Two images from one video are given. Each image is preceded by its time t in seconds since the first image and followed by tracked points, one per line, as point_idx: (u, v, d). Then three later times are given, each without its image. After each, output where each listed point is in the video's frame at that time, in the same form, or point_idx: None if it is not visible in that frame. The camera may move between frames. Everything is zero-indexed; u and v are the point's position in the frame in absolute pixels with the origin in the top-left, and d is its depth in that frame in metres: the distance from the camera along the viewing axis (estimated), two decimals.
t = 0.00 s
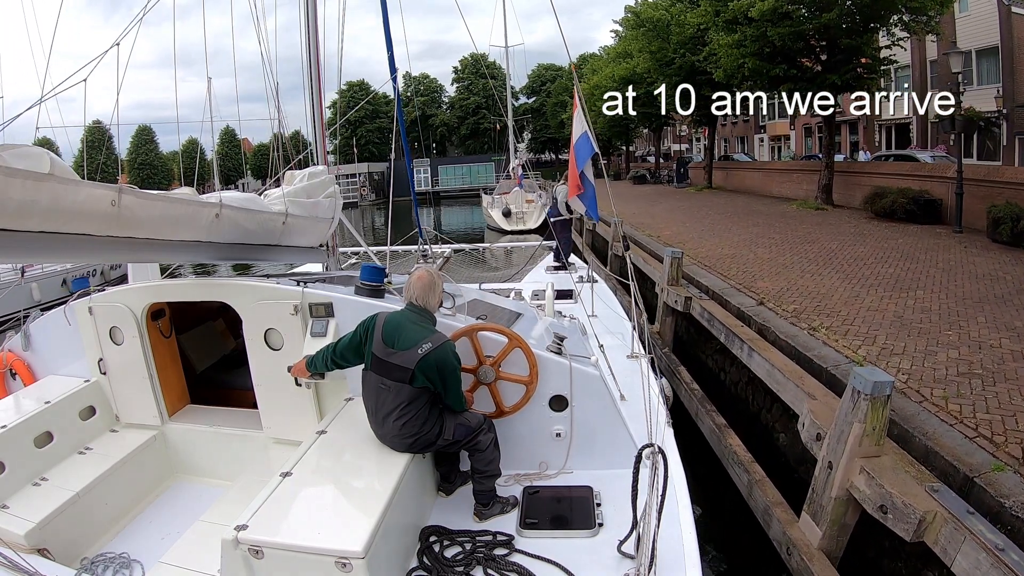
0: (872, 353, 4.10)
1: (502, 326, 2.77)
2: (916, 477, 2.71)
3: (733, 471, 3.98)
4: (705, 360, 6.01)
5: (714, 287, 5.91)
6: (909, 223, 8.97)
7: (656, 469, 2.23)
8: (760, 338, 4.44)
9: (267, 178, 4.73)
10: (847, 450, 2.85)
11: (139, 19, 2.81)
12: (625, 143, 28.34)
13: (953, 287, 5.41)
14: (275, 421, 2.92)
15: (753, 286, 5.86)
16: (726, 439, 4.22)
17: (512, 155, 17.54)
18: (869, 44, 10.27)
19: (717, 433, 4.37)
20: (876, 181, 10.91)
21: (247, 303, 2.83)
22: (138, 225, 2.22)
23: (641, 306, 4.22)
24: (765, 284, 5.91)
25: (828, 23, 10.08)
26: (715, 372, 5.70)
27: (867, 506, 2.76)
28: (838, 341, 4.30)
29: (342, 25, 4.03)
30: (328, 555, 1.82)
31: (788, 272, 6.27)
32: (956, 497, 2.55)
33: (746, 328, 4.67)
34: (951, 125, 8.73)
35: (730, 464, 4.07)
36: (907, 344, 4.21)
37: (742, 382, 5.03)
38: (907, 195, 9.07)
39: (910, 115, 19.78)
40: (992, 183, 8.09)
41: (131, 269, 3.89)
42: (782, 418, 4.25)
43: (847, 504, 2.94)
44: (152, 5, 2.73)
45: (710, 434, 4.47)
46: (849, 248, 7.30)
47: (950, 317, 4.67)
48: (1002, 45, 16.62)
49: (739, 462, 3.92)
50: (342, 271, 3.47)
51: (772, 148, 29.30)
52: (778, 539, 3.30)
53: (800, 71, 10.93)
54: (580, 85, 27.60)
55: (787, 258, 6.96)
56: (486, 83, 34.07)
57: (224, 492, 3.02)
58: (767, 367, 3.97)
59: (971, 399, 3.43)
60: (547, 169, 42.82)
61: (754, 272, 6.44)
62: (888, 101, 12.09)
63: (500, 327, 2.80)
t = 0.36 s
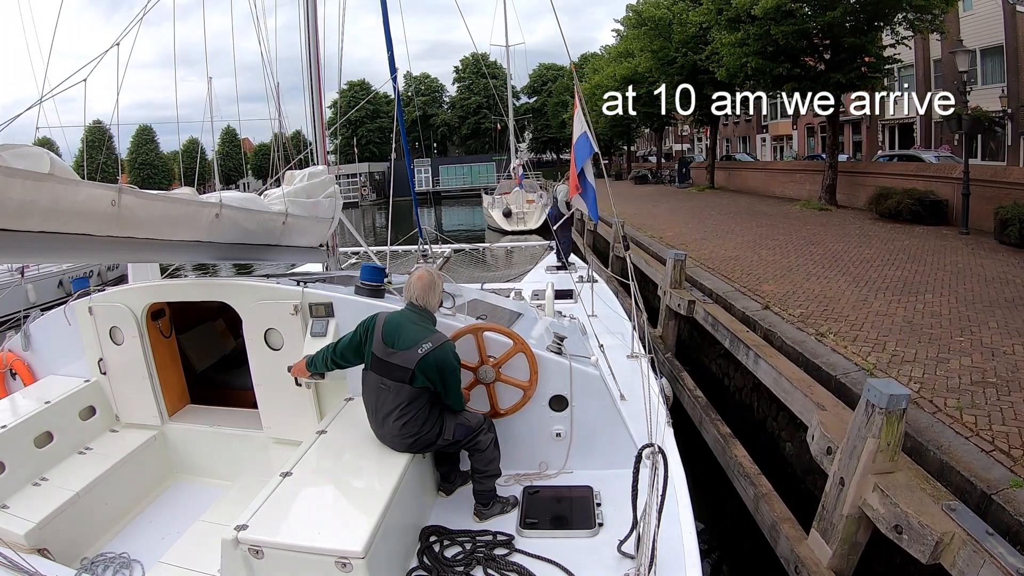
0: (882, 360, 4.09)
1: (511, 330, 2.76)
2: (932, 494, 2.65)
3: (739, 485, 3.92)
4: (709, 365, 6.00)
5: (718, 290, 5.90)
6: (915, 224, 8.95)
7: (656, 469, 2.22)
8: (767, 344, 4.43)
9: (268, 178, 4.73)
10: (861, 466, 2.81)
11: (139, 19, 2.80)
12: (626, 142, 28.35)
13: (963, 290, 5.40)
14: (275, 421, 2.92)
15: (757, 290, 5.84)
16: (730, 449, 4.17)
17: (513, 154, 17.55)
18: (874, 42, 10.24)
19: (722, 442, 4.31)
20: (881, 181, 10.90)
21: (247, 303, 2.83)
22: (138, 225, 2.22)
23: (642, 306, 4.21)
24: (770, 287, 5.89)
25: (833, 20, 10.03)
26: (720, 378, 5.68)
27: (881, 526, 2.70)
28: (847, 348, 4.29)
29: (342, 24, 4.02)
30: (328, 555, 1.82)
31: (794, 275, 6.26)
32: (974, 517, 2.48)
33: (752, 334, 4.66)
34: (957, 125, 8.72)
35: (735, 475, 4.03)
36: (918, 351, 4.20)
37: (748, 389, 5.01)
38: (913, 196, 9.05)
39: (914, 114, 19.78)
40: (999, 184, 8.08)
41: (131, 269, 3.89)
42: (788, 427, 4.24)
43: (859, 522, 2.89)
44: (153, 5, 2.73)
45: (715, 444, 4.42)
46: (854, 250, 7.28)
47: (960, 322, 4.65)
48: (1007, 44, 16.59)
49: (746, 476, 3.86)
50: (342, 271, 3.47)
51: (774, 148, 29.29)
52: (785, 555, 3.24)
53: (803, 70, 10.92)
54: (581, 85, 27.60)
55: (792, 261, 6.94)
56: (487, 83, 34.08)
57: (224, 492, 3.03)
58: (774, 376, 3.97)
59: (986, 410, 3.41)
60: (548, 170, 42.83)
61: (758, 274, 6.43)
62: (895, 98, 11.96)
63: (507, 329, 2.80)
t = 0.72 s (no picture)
0: (893, 368, 4.01)
1: (513, 331, 2.76)
2: (949, 514, 2.53)
3: (746, 500, 3.80)
4: (713, 370, 5.99)
5: (722, 294, 5.87)
6: (921, 225, 8.93)
7: (656, 469, 2.22)
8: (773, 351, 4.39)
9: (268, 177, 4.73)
10: (874, 484, 2.69)
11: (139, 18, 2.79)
12: (628, 142, 28.33)
13: (972, 295, 5.35)
14: (275, 420, 2.92)
15: (763, 294, 5.80)
16: (736, 460, 4.07)
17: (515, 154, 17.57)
18: (878, 41, 10.22)
19: (728, 452, 4.21)
20: (885, 181, 10.89)
21: (246, 303, 2.83)
22: (137, 225, 2.22)
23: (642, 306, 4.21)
24: (775, 291, 5.85)
25: (837, 19, 10.00)
26: (724, 384, 5.67)
27: (895, 547, 2.58)
28: (856, 354, 4.23)
29: (342, 25, 4.02)
30: (328, 555, 1.82)
31: (799, 279, 6.23)
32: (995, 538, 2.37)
33: (758, 340, 4.62)
34: (964, 125, 8.69)
35: (741, 488, 3.93)
36: (929, 357, 4.12)
37: (754, 396, 4.98)
38: (918, 197, 9.03)
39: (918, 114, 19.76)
40: (1006, 185, 8.06)
41: (131, 269, 3.90)
42: (795, 437, 4.22)
43: (871, 541, 2.78)
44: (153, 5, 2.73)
45: (720, 454, 4.31)
46: (859, 253, 7.25)
47: (972, 328, 4.59)
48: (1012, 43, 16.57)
49: (752, 489, 3.74)
50: (342, 271, 3.47)
51: (777, 148, 29.28)
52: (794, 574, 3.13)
53: (807, 69, 10.91)
54: (582, 84, 27.60)
55: (797, 264, 6.92)
56: (488, 83, 34.11)
57: (224, 492, 3.03)
58: (781, 385, 3.91)
59: (1002, 422, 3.28)
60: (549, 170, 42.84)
61: (763, 278, 6.39)
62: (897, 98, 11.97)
63: (510, 330, 2.80)
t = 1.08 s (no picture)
0: (905, 376, 3.92)
1: (513, 331, 2.75)
2: (968, 536, 2.36)
3: (751, 513, 3.59)
4: (717, 376, 5.98)
5: (726, 298, 5.84)
6: (926, 226, 8.90)
7: (656, 469, 2.22)
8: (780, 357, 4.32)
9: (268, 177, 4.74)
10: (889, 504, 2.51)
11: (141, 18, 2.79)
12: (629, 142, 28.34)
13: (982, 299, 5.30)
14: (275, 420, 2.92)
15: (769, 298, 5.74)
16: (742, 472, 3.85)
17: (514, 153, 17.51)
18: (882, 39, 10.20)
19: (731, 463, 4.01)
20: (890, 182, 10.89)
21: (246, 303, 2.84)
22: (137, 225, 2.22)
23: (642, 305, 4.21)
24: (780, 295, 5.81)
25: (841, 17, 9.99)
26: (728, 390, 5.65)
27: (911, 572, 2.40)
28: (865, 362, 4.15)
29: (342, 24, 4.02)
30: (328, 555, 1.82)
31: (805, 282, 6.19)
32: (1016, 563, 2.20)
33: (764, 346, 4.56)
34: (970, 125, 8.68)
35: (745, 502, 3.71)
36: (941, 365, 4.03)
37: (760, 403, 4.94)
38: (923, 198, 9.00)
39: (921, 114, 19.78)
40: (1013, 186, 8.04)
41: (132, 268, 3.90)
42: (802, 446, 4.21)
43: (885, 564, 2.60)
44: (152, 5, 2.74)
45: (725, 464, 4.12)
46: (865, 255, 7.23)
47: (983, 334, 4.53)
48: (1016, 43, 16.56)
49: (759, 504, 3.52)
50: (341, 271, 3.47)
51: (779, 148, 29.28)
52: None
53: (810, 68, 10.90)
54: (583, 84, 27.60)
55: (802, 266, 6.88)
56: (489, 83, 34.12)
57: (224, 492, 3.03)
58: (788, 395, 3.83)
59: (1019, 434, 3.19)
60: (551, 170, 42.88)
61: (768, 281, 6.36)
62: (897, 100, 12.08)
63: (510, 331, 2.80)
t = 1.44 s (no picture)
0: (917, 386, 3.80)
1: (513, 331, 2.75)
2: (987, 558, 2.32)
3: (760, 530, 3.49)
4: (721, 382, 5.95)
5: (730, 302, 5.79)
6: (932, 227, 8.88)
7: (656, 469, 2.22)
8: (787, 365, 4.25)
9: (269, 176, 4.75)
10: (905, 525, 2.49)
11: (142, 16, 2.78)
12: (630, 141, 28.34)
13: (992, 303, 5.25)
14: (275, 420, 2.92)
15: (775, 302, 5.66)
16: (748, 487, 3.77)
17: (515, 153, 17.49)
18: (887, 38, 10.17)
19: (738, 475, 3.93)
20: (895, 182, 10.88)
21: (247, 303, 2.84)
22: (138, 225, 2.22)
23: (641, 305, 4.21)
24: (787, 298, 5.74)
25: (845, 15, 9.95)
26: (733, 395, 5.62)
27: None
28: (876, 370, 4.04)
29: (342, 24, 4.03)
30: (328, 555, 1.82)
31: (811, 285, 6.14)
32: None
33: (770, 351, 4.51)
34: (978, 124, 8.67)
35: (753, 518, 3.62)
36: (954, 373, 3.93)
37: (767, 411, 4.88)
38: (929, 198, 8.98)
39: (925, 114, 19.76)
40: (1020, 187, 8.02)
41: (132, 268, 3.90)
42: (809, 456, 4.16)
43: None
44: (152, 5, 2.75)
45: (730, 478, 4.04)
46: (871, 257, 7.19)
47: (996, 340, 4.44)
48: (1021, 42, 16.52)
49: (765, 519, 3.44)
50: (342, 271, 3.46)
51: (782, 148, 29.28)
52: None
53: (814, 67, 10.88)
54: (585, 83, 27.58)
55: (807, 268, 6.84)
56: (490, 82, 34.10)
57: (224, 492, 3.03)
58: (797, 405, 3.76)
59: None
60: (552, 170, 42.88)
61: (773, 283, 6.32)
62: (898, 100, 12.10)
63: (510, 331, 2.80)
